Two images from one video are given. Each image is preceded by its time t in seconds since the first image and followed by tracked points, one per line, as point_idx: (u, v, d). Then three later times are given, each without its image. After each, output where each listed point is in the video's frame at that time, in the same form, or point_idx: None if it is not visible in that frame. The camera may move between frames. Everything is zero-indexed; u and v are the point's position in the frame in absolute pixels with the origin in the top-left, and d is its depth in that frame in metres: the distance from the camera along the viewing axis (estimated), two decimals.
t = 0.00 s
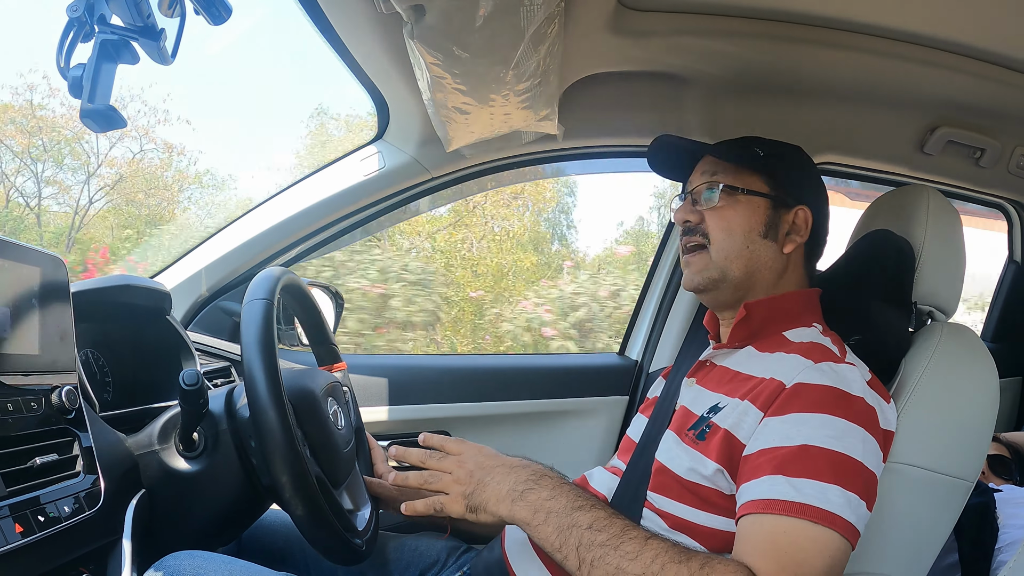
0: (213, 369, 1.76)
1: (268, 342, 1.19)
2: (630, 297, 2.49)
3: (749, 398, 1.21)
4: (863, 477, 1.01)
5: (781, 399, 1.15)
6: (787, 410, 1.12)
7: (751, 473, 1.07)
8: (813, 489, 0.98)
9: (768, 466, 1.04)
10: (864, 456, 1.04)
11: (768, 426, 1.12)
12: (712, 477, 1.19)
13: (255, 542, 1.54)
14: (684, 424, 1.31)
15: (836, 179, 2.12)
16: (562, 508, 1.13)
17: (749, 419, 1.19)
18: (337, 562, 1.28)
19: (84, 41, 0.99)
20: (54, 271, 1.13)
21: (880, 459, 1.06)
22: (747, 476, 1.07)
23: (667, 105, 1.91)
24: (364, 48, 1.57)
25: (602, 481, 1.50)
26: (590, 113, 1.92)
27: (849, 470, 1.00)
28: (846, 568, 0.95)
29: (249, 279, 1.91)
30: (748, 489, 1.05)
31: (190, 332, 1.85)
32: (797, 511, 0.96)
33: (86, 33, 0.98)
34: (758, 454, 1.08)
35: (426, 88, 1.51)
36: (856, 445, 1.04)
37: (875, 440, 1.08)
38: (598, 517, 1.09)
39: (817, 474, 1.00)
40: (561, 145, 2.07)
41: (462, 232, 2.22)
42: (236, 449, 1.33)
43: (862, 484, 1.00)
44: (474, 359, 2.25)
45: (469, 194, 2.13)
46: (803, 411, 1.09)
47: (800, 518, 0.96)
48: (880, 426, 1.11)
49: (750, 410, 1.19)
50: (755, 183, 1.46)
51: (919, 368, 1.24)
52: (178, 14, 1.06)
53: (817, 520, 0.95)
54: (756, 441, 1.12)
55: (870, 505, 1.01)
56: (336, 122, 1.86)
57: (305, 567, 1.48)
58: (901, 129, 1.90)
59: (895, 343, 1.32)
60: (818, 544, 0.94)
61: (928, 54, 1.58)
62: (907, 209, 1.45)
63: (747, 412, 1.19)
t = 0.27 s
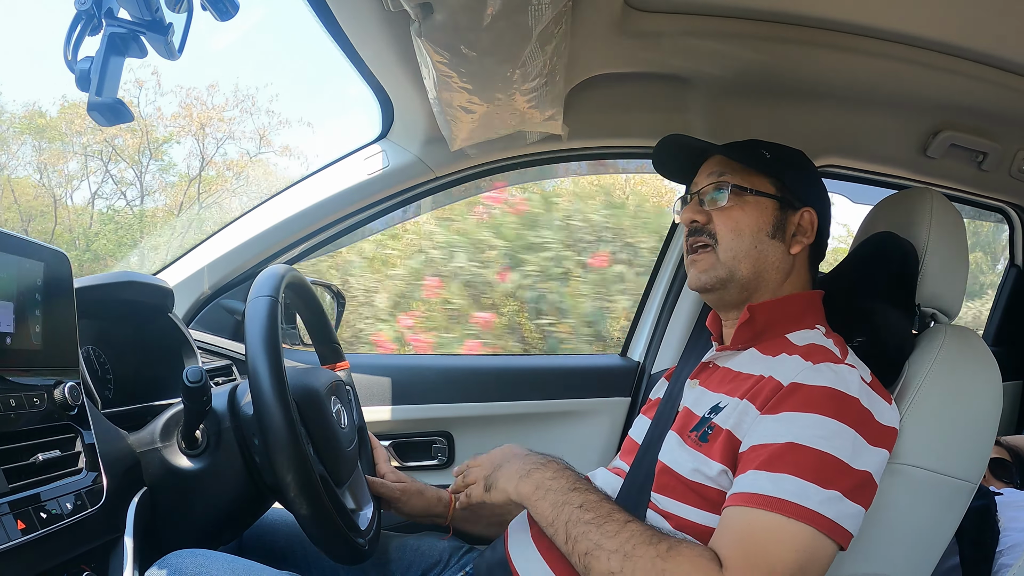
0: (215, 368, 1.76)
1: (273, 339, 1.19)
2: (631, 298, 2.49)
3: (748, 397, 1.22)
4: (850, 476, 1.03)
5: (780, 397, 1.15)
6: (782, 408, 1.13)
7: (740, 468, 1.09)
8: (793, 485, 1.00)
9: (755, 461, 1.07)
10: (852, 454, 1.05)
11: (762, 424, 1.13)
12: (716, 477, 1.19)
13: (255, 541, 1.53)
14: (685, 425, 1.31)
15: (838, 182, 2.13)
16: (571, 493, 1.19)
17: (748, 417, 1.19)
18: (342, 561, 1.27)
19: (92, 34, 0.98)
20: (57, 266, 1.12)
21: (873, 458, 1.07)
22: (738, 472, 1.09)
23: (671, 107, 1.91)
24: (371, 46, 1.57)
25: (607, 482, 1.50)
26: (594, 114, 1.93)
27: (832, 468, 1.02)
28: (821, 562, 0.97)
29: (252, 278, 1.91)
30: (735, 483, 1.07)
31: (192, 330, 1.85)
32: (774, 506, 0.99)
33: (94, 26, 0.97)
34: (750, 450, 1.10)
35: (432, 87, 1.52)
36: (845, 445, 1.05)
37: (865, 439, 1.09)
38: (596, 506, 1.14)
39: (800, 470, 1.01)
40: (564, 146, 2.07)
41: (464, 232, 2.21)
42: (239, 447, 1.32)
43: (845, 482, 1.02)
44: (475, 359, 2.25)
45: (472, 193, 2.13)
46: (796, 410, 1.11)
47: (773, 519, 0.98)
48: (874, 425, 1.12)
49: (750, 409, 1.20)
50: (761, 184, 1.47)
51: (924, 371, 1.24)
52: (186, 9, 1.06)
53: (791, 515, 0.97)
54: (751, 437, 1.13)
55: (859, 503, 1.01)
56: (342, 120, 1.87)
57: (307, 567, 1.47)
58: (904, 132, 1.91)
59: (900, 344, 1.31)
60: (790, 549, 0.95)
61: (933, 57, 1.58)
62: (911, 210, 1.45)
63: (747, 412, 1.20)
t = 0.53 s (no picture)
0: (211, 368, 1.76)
1: (269, 341, 1.19)
2: (629, 300, 2.49)
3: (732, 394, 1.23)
4: (800, 462, 1.03)
5: (756, 389, 1.17)
6: (749, 398, 1.16)
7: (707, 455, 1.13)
8: (737, 467, 1.03)
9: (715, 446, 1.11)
10: (805, 443, 1.05)
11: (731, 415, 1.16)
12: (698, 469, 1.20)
13: (251, 542, 1.53)
14: (674, 424, 1.32)
15: (836, 184, 2.13)
16: (576, 468, 1.21)
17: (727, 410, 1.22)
18: (336, 562, 1.27)
19: (88, 36, 0.99)
20: (55, 268, 1.13)
21: (829, 448, 1.06)
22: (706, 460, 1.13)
23: (669, 109, 1.92)
24: (368, 48, 1.57)
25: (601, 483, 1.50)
26: (591, 116, 1.93)
27: (777, 453, 1.03)
28: (761, 548, 0.97)
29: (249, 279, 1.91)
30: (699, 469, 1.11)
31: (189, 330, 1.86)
32: (715, 487, 1.02)
33: (90, 29, 0.98)
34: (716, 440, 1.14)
35: (429, 89, 1.52)
36: (798, 432, 1.06)
37: (828, 431, 1.09)
38: (596, 489, 1.15)
39: (746, 452, 1.04)
40: (562, 147, 2.08)
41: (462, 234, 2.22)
42: (233, 446, 1.34)
43: (792, 468, 1.02)
44: (473, 360, 2.26)
45: (470, 195, 2.14)
46: (761, 400, 1.13)
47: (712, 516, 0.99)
48: (843, 419, 1.12)
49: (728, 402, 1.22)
50: (754, 186, 1.47)
51: (919, 373, 1.24)
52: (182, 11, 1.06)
53: (728, 496, 1.00)
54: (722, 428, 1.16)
55: (804, 491, 1.01)
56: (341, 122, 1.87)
57: (303, 568, 1.48)
58: (902, 135, 1.91)
59: (894, 347, 1.32)
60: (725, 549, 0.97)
61: (931, 60, 1.58)
62: (907, 214, 1.45)
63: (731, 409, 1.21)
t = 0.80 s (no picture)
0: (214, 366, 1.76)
1: (272, 338, 1.19)
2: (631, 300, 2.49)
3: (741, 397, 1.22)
4: (830, 476, 1.03)
5: (770, 398, 1.16)
6: (767, 408, 1.14)
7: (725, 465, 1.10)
8: (772, 484, 1.01)
9: (737, 459, 1.08)
10: (836, 457, 1.04)
11: (749, 423, 1.14)
12: (705, 474, 1.20)
13: (253, 539, 1.53)
14: (681, 426, 1.32)
15: (838, 186, 2.13)
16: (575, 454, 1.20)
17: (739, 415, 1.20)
18: (338, 560, 1.27)
19: (94, 32, 0.98)
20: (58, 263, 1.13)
21: (856, 458, 1.06)
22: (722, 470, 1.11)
23: (672, 110, 1.92)
24: (372, 46, 1.58)
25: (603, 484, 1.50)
26: (594, 116, 1.93)
27: (813, 470, 1.02)
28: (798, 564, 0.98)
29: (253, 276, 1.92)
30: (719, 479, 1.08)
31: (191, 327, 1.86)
32: (751, 504, 0.99)
33: (96, 25, 0.97)
34: (735, 448, 1.11)
35: (433, 87, 1.52)
36: (830, 445, 1.05)
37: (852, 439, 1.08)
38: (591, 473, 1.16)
39: (779, 469, 1.02)
40: (565, 147, 2.08)
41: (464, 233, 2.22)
42: (236, 443, 1.33)
43: (826, 484, 1.02)
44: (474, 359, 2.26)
45: (472, 194, 2.14)
46: (780, 410, 1.12)
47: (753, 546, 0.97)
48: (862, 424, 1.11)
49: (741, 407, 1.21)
50: (756, 186, 1.47)
51: (921, 374, 1.24)
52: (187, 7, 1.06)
53: (768, 514, 0.98)
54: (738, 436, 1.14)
55: (836, 505, 1.02)
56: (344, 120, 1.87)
57: (304, 567, 1.48)
58: (904, 136, 1.91)
59: (897, 347, 1.31)
60: None
61: (935, 61, 1.58)
62: (910, 215, 1.45)
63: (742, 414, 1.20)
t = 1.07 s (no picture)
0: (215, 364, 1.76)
1: (274, 336, 1.19)
2: (632, 297, 2.49)
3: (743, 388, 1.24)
4: (822, 464, 1.03)
5: (771, 386, 1.17)
6: (766, 396, 1.16)
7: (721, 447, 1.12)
8: (762, 465, 1.01)
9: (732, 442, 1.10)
10: (829, 446, 1.05)
11: (749, 410, 1.15)
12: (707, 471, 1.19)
13: (255, 537, 1.53)
14: (684, 424, 1.31)
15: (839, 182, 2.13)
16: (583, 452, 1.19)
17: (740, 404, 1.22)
18: (340, 557, 1.27)
19: (95, 32, 0.98)
20: (60, 262, 1.12)
21: (852, 450, 1.06)
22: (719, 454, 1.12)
23: (674, 106, 1.92)
24: (373, 43, 1.57)
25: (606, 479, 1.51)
26: (596, 112, 1.93)
27: (804, 456, 1.02)
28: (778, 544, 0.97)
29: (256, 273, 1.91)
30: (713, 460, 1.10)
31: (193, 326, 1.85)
32: (739, 482, 1.00)
33: (97, 23, 0.97)
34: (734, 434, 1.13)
35: (435, 84, 1.51)
36: (823, 433, 1.06)
37: (850, 432, 1.08)
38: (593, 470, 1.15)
39: (771, 452, 1.03)
40: (567, 143, 2.08)
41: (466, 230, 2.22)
42: (239, 442, 1.34)
43: (817, 470, 1.02)
44: (476, 356, 2.26)
45: (473, 191, 2.14)
46: (779, 399, 1.13)
47: (737, 531, 0.96)
48: (864, 422, 1.11)
49: (743, 398, 1.22)
50: (756, 182, 1.47)
51: (923, 371, 1.23)
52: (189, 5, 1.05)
53: (753, 493, 0.99)
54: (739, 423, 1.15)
55: (825, 493, 1.01)
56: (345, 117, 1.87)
57: (306, 564, 1.48)
58: (906, 133, 1.91)
59: (898, 345, 1.31)
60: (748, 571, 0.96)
61: (938, 58, 1.58)
62: (912, 211, 1.45)
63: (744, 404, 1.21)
